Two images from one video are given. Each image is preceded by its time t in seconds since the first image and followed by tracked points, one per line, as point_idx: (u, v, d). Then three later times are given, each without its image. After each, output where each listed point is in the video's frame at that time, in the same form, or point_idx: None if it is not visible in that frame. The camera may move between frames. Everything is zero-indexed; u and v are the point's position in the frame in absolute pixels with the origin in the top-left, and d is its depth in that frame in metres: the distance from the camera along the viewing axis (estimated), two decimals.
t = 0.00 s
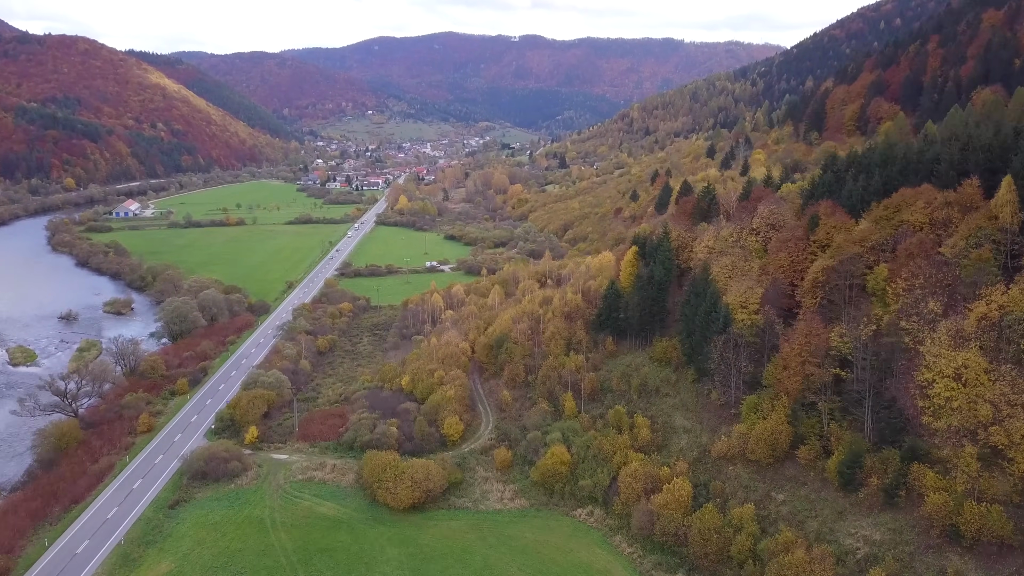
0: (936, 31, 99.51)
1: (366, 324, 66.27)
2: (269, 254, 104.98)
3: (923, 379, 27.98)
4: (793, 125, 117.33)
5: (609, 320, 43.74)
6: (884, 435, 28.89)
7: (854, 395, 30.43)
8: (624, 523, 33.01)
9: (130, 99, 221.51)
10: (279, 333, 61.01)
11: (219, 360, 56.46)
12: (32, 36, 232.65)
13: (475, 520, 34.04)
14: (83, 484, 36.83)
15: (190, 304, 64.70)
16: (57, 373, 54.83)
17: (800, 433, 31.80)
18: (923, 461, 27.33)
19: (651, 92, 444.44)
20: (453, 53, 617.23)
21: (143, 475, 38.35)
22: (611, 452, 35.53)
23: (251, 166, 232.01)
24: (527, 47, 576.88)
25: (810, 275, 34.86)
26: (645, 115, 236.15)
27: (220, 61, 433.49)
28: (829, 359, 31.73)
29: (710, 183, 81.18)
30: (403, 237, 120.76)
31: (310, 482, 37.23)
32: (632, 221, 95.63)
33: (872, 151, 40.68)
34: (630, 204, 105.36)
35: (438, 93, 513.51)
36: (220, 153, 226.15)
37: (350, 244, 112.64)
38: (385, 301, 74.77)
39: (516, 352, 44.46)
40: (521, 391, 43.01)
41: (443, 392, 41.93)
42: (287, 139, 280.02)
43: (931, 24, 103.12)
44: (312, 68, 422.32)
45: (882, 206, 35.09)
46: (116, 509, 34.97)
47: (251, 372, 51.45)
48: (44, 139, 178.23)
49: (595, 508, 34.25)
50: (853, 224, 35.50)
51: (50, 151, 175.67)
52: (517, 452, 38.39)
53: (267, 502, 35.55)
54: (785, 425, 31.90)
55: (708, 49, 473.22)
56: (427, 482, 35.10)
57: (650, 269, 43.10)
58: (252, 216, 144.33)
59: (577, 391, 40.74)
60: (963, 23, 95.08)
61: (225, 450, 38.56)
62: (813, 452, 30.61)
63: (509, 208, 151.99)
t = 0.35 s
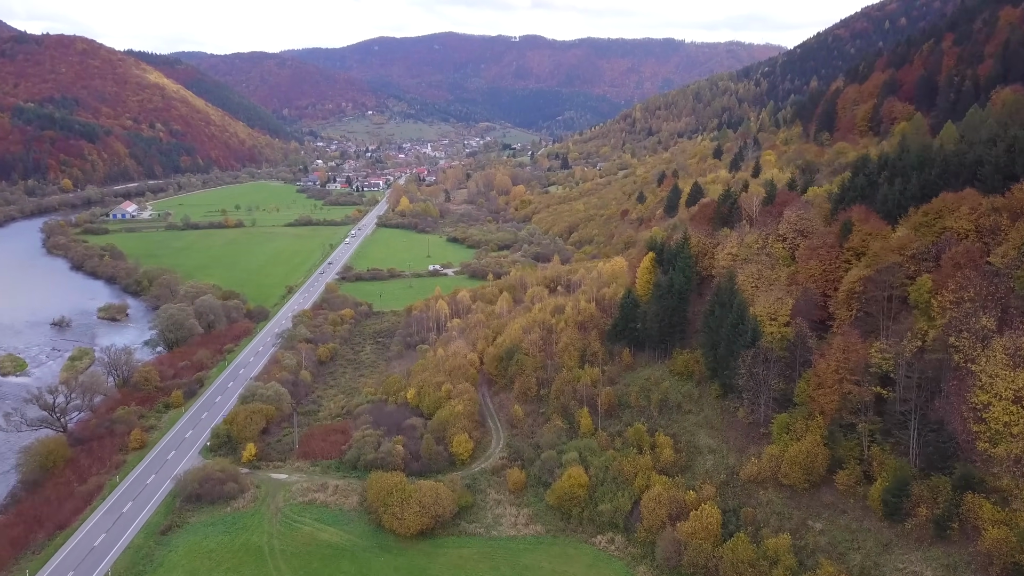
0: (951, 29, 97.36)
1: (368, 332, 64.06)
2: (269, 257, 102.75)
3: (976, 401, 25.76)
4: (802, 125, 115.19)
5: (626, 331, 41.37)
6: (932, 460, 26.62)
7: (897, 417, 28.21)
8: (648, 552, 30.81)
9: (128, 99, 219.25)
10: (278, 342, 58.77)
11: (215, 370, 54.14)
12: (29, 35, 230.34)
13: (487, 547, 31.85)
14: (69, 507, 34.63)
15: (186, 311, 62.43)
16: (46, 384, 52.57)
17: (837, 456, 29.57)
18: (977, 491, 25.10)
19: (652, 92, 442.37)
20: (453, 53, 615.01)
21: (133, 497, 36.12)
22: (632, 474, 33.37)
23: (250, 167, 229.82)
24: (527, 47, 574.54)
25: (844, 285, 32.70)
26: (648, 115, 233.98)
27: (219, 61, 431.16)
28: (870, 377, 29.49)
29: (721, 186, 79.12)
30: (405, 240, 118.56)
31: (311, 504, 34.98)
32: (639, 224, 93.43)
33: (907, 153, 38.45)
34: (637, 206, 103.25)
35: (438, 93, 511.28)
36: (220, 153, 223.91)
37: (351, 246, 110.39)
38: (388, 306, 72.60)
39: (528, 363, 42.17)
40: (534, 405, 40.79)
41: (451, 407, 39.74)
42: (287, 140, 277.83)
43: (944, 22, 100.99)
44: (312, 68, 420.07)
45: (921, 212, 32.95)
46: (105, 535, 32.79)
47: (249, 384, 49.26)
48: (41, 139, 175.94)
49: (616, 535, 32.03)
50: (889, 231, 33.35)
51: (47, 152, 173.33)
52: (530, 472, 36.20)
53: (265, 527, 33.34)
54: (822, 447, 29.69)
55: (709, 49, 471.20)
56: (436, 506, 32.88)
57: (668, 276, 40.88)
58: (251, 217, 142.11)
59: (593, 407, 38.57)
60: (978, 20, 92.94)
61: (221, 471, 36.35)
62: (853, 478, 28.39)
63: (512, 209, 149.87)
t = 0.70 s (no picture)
0: (965, 27, 95.29)
1: (370, 339, 61.89)
2: (268, 260, 100.64)
3: None
4: (811, 125, 113.18)
5: (644, 343, 39.18)
6: (988, 490, 24.34)
7: (947, 440, 26.01)
8: None
9: (126, 99, 217.11)
10: (277, 350, 56.56)
11: (212, 381, 51.95)
12: (27, 35, 228.27)
13: None
14: (54, 534, 32.49)
15: (182, 317, 60.19)
16: (35, 396, 50.36)
17: (879, 483, 27.40)
18: None
19: (652, 92, 440.60)
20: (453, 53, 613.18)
21: (123, 521, 33.95)
22: (655, 497, 31.26)
23: (250, 167, 227.70)
24: (527, 48, 572.77)
25: (882, 296, 30.55)
26: (650, 115, 231.88)
27: (219, 61, 428.81)
28: (915, 395, 27.29)
29: (732, 189, 77.05)
30: (406, 242, 116.49)
31: (312, 529, 32.74)
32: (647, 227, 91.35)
33: (943, 154, 36.25)
34: (644, 208, 101.24)
35: (438, 93, 509.23)
36: (219, 154, 221.78)
37: (352, 249, 108.28)
38: (390, 312, 70.48)
39: (540, 376, 40.06)
40: (547, 422, 38.65)
41: (460, 423, 37.61)
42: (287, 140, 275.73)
43: (958, 20, 98.96)
44: (312, 69, 418.09)
45: (964, 218, 30.77)
46: (91, 564, 30.67)
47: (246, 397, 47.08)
48: (38, 140, 173.88)
49: (639, 564, 29.79)
50: (930, 238, 31.20)
51: (44, 152, 171.09)
52: (546, 494, 34.06)
53: (263, 554, 31.11)
54: (862, 472, 27.56)
55: (709, 49, 469.43)
56: (446, 533, 30.72)
57: (689, 284, 38.74)
58: (250, 219, 139.99)
59: (611, 423, 36.47)
60: (994, 17, 90.84)
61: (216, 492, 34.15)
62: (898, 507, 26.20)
63: (515, 211, 147.86)
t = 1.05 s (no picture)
0: (980, 25, 93.29)
1: (372, 347, 59.60)
2: (267, 263, 98.46)
3: None
4: (820, 125, 111.14)
5: (665, 357, 36.95)
6: None
7: (1006, 470, 23.62)
8: None
9: (124, 99, 214.87)
10: (275, 360, 54.34)
11: (206, 392, 49.67)
12: (25, 34, 226.03)
13: None
14: (35, 564, 30.26)
15: (177, 325, 57.94)
16: (22, 408, 48.05)
17: (930, 514, 25.08)
18: None
19: (653, 92, 438.84)
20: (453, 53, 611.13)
21: (109, 549, 31.72)
22: (681, 526, 29.00)
23: (249, 168, 225.55)
24: (527, 48, 570.77)
25: (927, 310, 28.31)
26: (653, 115, 229.94)
27: (218, 61, 426.57)
28: (969, 419, 24.92)
29: (744, 192, 74.83)
30: (408, 245, 114.26)
31: (311, 559, 30.53)
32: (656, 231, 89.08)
33: (985, 156, 34.01)
34: (652, 210, 99.13)
35: (438, 94, 507.26)
36: (218, 154, 219.55)
37: (353, 251, 106.12)
38: (393, 318, 68.18)
39: (554, 391, 37.80)
40: (561, 440, 36.45)
41: (470, 442, 35.42)
42: (287, 141, 273.60)
43: (972, 19, 96.95)
44: (312, 68, 415.93)
45: (1014, 224, 28.49)
46: None
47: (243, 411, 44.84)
48: (35, 140, 171.55)
49: None
50: (977, 247, 28.94)
51: (40, 152, 168.76)
52: (562, 520, 31.84)
53: None
54: (910, 502, 25.23)
55: (710, 49, 467.88)
56: (456, 565, 28.49)
57: (712, 295, 36.62)
58: (249, 221, 137.85)
59: (630, 443, 34.29)
60: (1011, 15, 88.88)
61: (209, 518, 31.95)
62: (953, 542, 23.82)
63: (518, 212, 145.87)
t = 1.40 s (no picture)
0: (995, 24, 91.20)
1: (374, 355, 57.43)
2: (265, 266, 96.30)
3: None
4: (830, 126, 109.01)
5: (686, 371, 34.84)
6: None
7: None
8: None
9: (122, 98, 212.68)
10: (273, 369, 52.14)
11: (201, 404, 47.60)
12: (22, 33, 223.70)
13: None
14: None
15: (171, 333, 55.73)
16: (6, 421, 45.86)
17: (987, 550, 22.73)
18: None
19: (654, 93, 436.96)
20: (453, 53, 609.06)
21: None
22: (709, 558, 26.74)
23: (248, 168, 223.41)
24: (528, 47, 568.76)
25: (976, 324, 26.09)
26: (655, 115, 227.92)
27: (218, 61, 424.32)
28: None
29: (756, 195, 72.74)
30: (410, 247, 112.27)
31: None
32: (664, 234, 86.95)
33: None
34: (658, 212, 97.03)
35: (439, 94, 505.20)
36: (217, 155, 217.32)
37: (353, 254, 104.02)
38: (395, 325, 66.11)
39: (568, 407, 35.62)
40: (575, 460, 34.30)
41: (479, 462, 33.29)
42: (286, 141, 271.50)
43: (987, 17, 94.85)
44: (312, 68, 413.70)
45: None
46: None
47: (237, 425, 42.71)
48: (32, 140, 169.30)
49: None
50: None
51: (37, 152, 166.34)
52: (578, 548, 29.59)
53: None
54: (965, 536, 22.88)
55: (711, 49, 466.04)
56: None
57: (737, 305, 34.56)
58: (248, 222, 135.83)
59: (651, 465, 32.13)
60: None
61: (199, 546, 29.77)
62: None
63: (521, 213, 143.83)
